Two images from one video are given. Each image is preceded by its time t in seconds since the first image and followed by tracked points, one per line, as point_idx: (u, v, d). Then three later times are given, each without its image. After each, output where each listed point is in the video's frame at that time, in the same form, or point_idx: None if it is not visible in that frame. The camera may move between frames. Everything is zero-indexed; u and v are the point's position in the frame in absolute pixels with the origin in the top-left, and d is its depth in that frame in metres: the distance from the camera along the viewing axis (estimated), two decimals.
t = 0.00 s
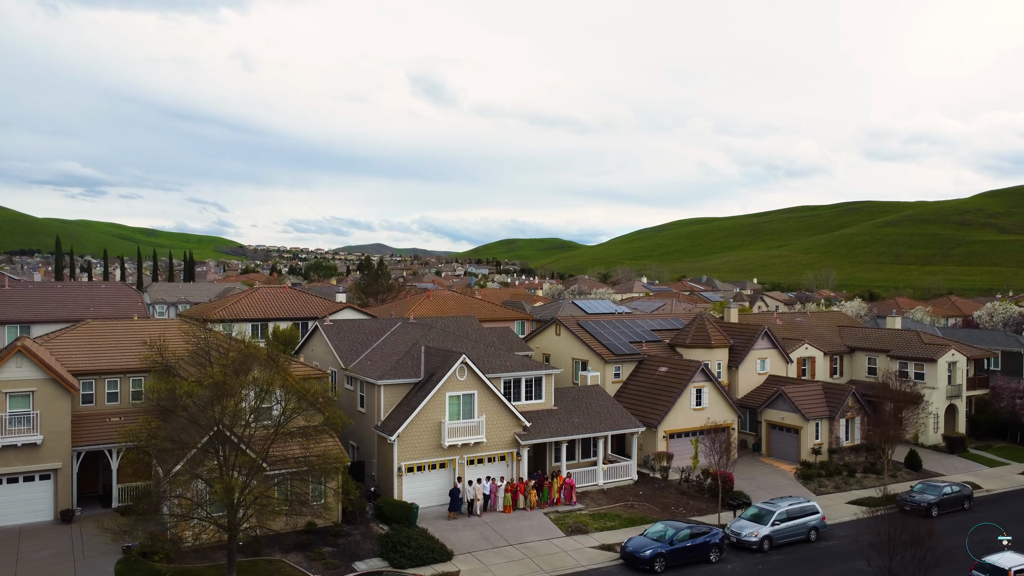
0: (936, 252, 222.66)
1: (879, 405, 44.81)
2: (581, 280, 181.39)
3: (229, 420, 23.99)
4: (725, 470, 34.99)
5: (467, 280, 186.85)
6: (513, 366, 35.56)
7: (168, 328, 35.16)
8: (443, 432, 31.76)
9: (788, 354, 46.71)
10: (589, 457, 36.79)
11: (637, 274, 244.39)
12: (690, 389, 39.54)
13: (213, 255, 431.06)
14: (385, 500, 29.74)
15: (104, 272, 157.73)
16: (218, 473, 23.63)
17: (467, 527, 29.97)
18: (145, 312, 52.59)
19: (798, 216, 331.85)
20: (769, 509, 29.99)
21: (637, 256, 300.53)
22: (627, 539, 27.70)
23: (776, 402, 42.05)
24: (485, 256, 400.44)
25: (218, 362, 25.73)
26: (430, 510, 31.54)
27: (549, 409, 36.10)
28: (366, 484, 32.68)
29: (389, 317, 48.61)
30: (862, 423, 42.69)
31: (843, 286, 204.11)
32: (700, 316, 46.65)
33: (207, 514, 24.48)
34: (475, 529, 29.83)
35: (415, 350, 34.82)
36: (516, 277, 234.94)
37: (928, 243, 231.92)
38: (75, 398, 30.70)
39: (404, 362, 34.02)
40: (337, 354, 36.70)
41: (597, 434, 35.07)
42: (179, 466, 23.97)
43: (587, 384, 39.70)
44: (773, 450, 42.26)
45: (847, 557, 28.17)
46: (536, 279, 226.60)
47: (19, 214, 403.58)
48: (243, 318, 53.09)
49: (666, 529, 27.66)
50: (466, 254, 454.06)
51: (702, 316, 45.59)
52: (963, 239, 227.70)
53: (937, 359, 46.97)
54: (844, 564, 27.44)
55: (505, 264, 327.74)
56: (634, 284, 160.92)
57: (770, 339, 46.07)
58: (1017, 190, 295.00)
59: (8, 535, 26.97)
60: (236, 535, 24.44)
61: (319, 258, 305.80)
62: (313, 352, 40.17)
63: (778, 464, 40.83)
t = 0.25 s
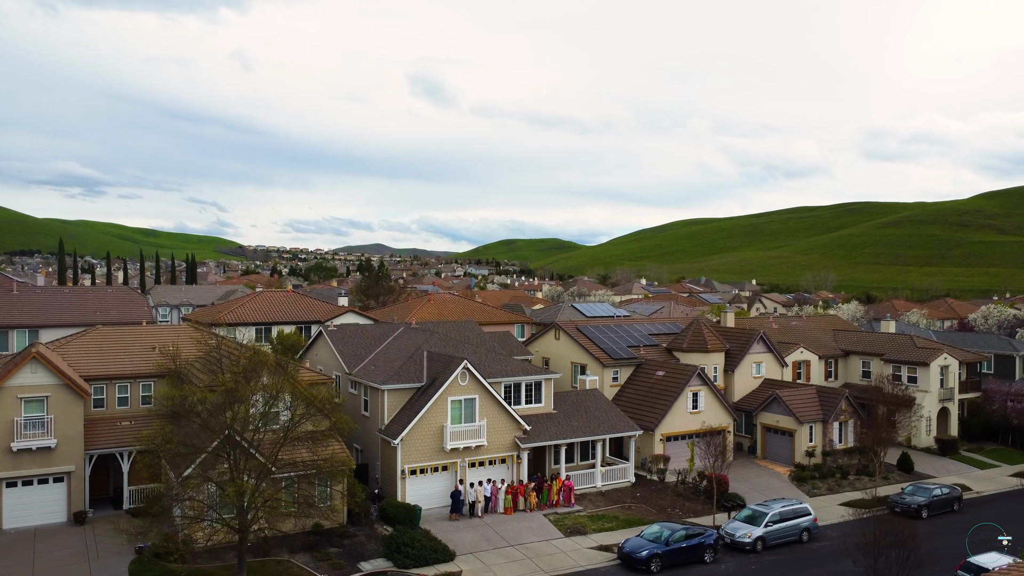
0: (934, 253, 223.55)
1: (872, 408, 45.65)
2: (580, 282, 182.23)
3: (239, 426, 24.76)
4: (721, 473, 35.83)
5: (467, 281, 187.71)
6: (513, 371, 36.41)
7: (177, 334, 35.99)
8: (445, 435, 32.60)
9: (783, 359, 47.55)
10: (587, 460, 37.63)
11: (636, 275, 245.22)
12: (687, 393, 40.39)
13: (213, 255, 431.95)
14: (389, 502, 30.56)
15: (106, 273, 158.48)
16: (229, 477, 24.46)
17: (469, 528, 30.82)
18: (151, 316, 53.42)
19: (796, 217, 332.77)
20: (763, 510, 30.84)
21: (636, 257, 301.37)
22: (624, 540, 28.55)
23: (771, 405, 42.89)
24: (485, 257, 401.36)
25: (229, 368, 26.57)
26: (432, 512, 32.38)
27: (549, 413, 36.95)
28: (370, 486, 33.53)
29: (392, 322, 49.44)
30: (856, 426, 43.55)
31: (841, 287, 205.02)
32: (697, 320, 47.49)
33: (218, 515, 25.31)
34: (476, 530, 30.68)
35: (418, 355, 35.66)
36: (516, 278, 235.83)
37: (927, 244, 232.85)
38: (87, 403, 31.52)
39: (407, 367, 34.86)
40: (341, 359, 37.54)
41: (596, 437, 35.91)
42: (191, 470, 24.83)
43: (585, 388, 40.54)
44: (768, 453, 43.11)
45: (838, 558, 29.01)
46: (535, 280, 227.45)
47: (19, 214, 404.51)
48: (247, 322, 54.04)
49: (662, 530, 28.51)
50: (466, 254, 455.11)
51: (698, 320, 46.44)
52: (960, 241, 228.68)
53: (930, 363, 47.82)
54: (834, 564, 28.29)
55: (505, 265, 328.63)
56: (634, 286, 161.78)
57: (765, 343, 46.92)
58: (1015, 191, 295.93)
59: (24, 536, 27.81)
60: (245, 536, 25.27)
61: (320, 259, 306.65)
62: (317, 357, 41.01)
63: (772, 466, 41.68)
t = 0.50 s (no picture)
0: (932, 255, 224.52)
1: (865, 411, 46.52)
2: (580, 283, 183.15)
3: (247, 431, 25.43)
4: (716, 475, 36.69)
5: (467, 283, 188.43)
6: (513, 376, 37.26)
7: (185, 340, 36.84)
8: (447, 439, 33.43)
9: (778, 363, 48.41)
10: (586, 462, 38.46)
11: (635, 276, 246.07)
12: (683, 397, 41.23)
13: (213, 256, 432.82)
14: (392, 504, 31.39)
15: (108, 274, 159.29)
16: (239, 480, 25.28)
17: (470, 529, 31.67)
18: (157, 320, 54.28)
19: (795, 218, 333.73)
20: (756, 512, 31.67)
21: (635, 258, 301.86)
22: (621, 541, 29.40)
23: (766, 409, 43.75)
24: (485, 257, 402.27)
25: (240, 375, 27.41)
26: (435, 513, 33.22)
27: (548, 417, 37.80)
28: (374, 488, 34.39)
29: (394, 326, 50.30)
30: (849, 429, 44.41)
31: (839, 288, 205.93)
32: (694, 325, 48.34)
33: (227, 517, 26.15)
34: (477, 531, 31.53)
35: (420, 360, 36.50)
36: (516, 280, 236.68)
37: (925, 246, 233.79)
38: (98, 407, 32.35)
39: (410, 373, 35.70)
40: (345, 364, 38.38)
41: (594, 440, 36.76)
42: (202, 474, 25.71)
43: (584, 392, 41.38)
44: (763, 455, 43.97)
45: (829, 558, 29.86)
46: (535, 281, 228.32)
47: (20, 215, 405.29)
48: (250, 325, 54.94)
49: (658, 531, 29.36)
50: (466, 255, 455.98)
51: (695, 325, 47.29)
52: (958, 242, 229.67)
53: (923, 367, 48.69)
54: (825, 565, 29.14)
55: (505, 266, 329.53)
56: (633, 287, 162.74)
57: (761, 347, 47.76)
58: (1014, 192, 296.71)
59: (38, 537, 28.65)
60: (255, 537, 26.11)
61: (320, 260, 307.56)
62: (321, 361, 41.87)
63: (767, 469, 42.53)
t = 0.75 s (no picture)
0: (930, 256, 225.43)
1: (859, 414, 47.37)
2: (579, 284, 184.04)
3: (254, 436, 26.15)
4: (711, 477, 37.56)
5: (468, 284, 189.23)
6: (514, 380, 38.09)
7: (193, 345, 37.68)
8: (449, 442, 34.27)
9: (774, 366, 49.26)
10: (585, 465, 39.30)
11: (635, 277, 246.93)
12: (680, 401, 42.07)
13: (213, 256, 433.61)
14: (396, 506, 32.24)
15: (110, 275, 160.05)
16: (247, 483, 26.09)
17: (472, 530, 32.53)
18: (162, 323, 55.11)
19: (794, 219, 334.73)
20: (751, 514, 32.52)
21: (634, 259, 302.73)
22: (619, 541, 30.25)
23: (761, 412, 44.60)
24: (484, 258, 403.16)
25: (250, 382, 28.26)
26: (437, 515, 34.06)
27: (548, 420, 38.64)
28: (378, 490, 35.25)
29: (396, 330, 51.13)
30: (843, 431, 45.26)
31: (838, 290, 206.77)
32: (691, 329, 49.17)
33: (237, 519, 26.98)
34: (479, 532, 32.38)
35: (422, 365, 37.34)
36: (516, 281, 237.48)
37: (923, 247, 234.70)
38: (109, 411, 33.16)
39: (412, 377, 36.54)
40: (349, 368, 39.22)
41: (593, 443, 37.59)
42: (212, 477, 26.54)
43: (583, 395, 42.21)
44: (759, 457, 44.83)
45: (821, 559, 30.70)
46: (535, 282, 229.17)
47: (20, 215, 405.99)
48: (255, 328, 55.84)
49: (654, 532, 30.21)
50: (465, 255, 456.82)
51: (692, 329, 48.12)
52: (956, 244, 230.64)
53: (916, 371, 49.54)
54: (817, 565, 29.99)
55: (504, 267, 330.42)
56: (633, 289, 163.67)
57: (757, 351, 48.61)
58: (1012, 194, 297.76)
59: (52, 538, 29.49)
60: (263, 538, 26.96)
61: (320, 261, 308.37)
62: (325, 365, 42.71)
63: (762, 471, 43.39)
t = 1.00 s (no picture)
0: (929, 257, 226.22)
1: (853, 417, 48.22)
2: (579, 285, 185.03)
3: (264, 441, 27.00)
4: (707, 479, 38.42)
5: (468, 284, 190.15)
6: (514, 384, 38.95)
7: (200, 350, 38.57)
8: (450, 445, 35.12)
9: (769, 370, 50.11)
10: (583, 467, 40.17)
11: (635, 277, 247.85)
12: (677, 404, 42.91)
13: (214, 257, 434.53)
14: (399, 507, 33.11)
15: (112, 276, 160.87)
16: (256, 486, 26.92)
17: (473, 531, 33.40)
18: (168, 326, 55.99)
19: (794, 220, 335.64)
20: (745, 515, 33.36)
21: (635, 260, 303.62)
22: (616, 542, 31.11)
23: (756, 415, 45.46)
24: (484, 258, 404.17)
25: (258, 387, 29.09)
26: (439, 516, 34.93)
27: (547, 423, 39.50)
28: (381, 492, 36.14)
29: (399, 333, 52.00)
30: (837, 434, 46.14)
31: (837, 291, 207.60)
32: (688, 333, 50.02)
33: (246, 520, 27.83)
34: (480, 533, 33.26)
35: (425, 370, 38.19)
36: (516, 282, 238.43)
37: (922, 248, 235.55)
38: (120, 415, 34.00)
39: (415, 382, 37.39)
40: (353, 372, 40.09)
41: (591, 446, 38.46)
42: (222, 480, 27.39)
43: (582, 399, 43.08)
44: (754, 459, 45.70)
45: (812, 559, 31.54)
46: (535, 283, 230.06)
47: (22, 216, 406.79)
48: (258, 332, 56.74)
49: (650, 533, 31.07)
50: (466, 256, 457.72)
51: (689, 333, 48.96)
52: (955, 245, 231.50)
53: (909, 374, 50.39)
54: (808, 565, 30.84)
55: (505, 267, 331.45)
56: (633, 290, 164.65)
57: (753, 355, 49.46)
58: (1011, 195, 298.61)
59: (65, 539, 30.35)
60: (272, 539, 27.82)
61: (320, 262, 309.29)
62: (330, 369, 43.58)
63: (758, 473, 44.26)
